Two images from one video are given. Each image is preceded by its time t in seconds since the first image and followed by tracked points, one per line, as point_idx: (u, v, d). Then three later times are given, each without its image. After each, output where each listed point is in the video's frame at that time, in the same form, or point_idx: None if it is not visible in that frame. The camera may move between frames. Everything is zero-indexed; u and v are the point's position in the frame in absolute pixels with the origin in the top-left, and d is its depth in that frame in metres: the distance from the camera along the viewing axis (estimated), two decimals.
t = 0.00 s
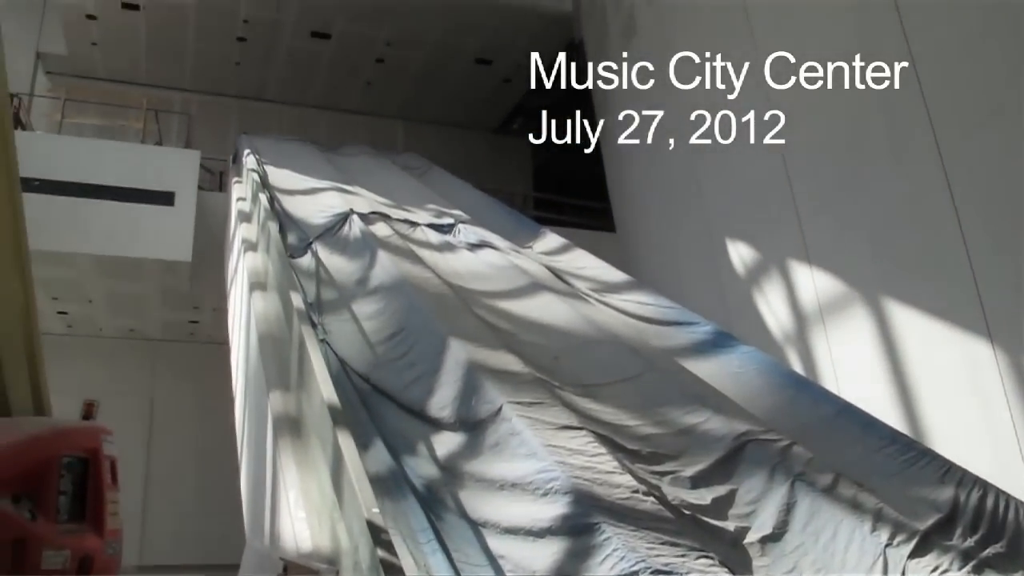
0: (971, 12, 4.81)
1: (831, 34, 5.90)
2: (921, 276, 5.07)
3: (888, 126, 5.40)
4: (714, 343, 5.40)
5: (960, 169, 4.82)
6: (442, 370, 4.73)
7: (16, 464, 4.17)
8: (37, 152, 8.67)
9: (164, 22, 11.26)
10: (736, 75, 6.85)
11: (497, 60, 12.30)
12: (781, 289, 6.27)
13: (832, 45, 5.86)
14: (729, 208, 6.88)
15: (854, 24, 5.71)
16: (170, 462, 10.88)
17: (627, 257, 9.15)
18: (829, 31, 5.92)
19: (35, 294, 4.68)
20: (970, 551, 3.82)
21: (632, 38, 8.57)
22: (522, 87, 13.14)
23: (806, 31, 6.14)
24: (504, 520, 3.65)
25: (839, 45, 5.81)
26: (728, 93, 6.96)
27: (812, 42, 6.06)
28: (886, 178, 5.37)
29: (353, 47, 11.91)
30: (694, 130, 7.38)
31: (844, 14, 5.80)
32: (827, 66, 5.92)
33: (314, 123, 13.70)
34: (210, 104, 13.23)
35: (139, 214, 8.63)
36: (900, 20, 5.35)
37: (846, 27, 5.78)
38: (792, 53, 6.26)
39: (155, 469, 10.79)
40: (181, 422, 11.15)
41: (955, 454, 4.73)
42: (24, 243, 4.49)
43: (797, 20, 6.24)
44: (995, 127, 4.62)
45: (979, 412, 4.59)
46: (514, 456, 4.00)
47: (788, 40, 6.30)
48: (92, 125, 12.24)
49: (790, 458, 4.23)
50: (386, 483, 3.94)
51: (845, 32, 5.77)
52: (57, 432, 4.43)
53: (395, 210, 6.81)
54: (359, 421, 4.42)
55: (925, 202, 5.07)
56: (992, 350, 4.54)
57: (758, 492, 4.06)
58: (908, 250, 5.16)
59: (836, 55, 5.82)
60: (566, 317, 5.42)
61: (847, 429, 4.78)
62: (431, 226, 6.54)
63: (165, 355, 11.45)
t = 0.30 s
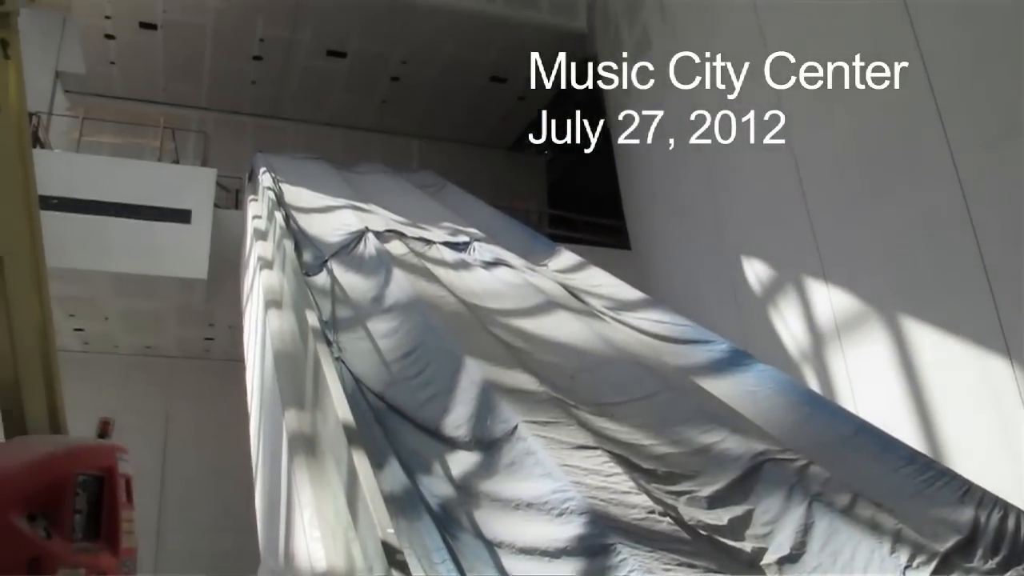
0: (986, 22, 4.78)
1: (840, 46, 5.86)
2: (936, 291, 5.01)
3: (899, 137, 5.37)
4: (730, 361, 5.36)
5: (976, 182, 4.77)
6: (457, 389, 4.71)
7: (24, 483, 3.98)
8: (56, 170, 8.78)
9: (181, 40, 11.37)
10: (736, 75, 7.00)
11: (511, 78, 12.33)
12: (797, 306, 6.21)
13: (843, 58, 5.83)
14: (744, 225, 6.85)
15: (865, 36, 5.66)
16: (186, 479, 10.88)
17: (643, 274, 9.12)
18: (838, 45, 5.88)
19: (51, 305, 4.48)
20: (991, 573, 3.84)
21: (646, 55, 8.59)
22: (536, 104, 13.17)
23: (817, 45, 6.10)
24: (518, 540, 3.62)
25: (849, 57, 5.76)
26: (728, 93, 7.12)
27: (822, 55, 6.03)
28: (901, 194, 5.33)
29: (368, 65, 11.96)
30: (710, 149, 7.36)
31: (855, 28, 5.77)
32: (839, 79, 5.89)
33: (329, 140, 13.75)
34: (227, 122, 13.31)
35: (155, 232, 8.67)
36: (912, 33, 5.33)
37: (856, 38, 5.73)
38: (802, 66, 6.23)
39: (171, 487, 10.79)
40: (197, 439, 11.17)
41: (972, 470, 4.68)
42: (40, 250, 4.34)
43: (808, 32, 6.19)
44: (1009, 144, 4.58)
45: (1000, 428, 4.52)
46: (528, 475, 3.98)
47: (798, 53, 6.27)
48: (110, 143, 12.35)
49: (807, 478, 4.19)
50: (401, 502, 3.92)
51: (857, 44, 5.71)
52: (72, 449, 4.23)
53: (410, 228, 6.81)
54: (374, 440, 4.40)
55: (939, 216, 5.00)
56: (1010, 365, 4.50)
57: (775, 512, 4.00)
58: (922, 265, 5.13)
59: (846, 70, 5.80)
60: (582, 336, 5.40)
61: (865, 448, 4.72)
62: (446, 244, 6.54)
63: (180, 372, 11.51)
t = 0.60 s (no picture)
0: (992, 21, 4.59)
1: (847, 55, 5.75)
2: (949, 305, 4.90)
3: (907, 143, 5.23)
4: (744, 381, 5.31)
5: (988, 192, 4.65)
6: (470, 409, 4.68)
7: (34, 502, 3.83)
8: (72, 188, 8.86)
9: (197, 61, 11.48)
10: (739, 87, 7.02)
11: (524, 96, 12.36)
12: (811, 325, 6.16)
13: (850, 68, 5.72)
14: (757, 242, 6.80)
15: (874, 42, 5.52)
16: (199, 498, 10.91)
17: (657, 293, 9.09)
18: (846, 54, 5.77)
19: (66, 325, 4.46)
20: None
21: (659, 74, 8.59)
22: (550, 123, 13.19)
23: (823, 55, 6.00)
24: (531, 563, 3.58)
25: (857, 66, 5.65)
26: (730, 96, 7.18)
27: (830, 65, 5.94)
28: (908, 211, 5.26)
29: (381, 85, 12.01)
30: (722, 166, 7.32)
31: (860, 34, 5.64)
32: (847, 88, 5.77)
33: (343, 158, 13.82)
34: (242, 141, 13.36)
35: (170, 251, 8.72)
36: (919, 32, 5.15)
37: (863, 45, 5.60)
38: (810, 77, 6.13)
39: (184, 506, 10.81)
40: (210, 457, 11.22)
41: (994, 493, 4.56)
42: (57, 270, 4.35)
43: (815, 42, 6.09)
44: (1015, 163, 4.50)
45: (1017, 448, 4.44)
46: (542, 496, 3.95)
47: (806, 65, 6.18)
48: (125, 162, 12.45)
49: (823, 499, 4.13)
50: (413, 523, 3.81)
51: (865, 53, 5.59)
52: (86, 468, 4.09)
53: (423, 247, 6.83)
54: (386, 459, 4.34)
55: (951, 229, 4.89)
56: None
57: (790, 534, 3.97)
58: (934, 281, 5.03)
59: (855, 77, 5.67)
60: (595, 356, 5.37)
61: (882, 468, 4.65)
62: (459, 262, 6.53)
63: (194, 390, 11.58)
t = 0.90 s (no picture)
0: (1005, 38, 4.51)
1: (857, 75, 5.71)
2: (963, 326, 4.81)
3: (919, 162, 5.18)
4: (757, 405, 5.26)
5: (1002, 212, 4.57)
6: (481, 432, 4.63)
7: (44, 524, 3.57)
8: (86, 210, 8.89)
9: (211, 84, 11.58)
10: (750, 108, 7.00)
11: (536, 119, 12.38)
12: (824, 348, 6.11)
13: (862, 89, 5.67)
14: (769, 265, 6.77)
15: (885, 62, 5.47)
16: (209, 518, 10.93)
17: (669, 315, 9.06)
18: (857, 74, 5.72)
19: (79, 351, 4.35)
20: None
21: (670, 96, 8.59)
22: (561, 145, 13.19)
23: (833, 76, 5.96)
24: None
25: (868, 88, 5.61)
26: (741, 117, 7.17)
27: (839, 86, 5.90)
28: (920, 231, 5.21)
29: (393, 107, 12.07)
30: (733, 188, 7.32)
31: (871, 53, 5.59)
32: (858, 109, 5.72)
33: (355, 180, 13.86)
34: (255, 164, 13.45)
35: (182, 273, 8.75)
36: (929, 50, 5.09)
37: (875, 65, 5.56)
38: (821, 97, 6.09)
39: (195, 527, 10.83)
40: (220, 478, 11.25)
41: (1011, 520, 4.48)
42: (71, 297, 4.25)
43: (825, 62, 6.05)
44: None
45: None
46: (554, 522, 3.89)
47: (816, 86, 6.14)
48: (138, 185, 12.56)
49: (838, 525, 4.08)
50: (425, 548, 3.80)
51: (877, 74, 5.55)
52: (94, 491, 3.76)
53: (435, 269, 6.84)
54: (398, 484, 4.31)
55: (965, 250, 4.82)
56: None
57: (806, 561, 3.91)
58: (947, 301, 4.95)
59: (867, 98, 5.62)
60: (607, 379, 5.32)
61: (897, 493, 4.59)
62: (471, 285, 6.53)
63: (206, 412, 11.62)
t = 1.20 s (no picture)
0: (1013, 57, 4.51)
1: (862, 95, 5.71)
2: (973, 345, 4.77)
3: (925, 181, 5.15)
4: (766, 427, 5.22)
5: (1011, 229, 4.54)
6: (489, 456, 4.57)
7: (48, 552, 3.89)
8: (93, 233, 8.92)
9: (219, 108, 11.65)
10: (756, 128, 6.99)
11: (541, 140, 12.39)
12: (833, 368, 6.08)
13: (868, 110, 5.66)
14: (776, 286, 6.75)
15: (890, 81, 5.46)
16: (215, 541, 10.91)
17: (676, 335, 9.04)
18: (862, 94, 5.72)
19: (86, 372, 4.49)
20: None
21: (676, 117, 8.61)
22: (567, 166, 13.20)
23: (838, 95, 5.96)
24: None
25: (874, 108, 5.59)
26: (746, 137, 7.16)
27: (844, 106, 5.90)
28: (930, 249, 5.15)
29: (399, 129, 12.12)
30: (739, 207, 7.31)
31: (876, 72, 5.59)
32: (864, 128, 5.71)
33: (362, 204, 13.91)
34: (261, 187, 13.49)
35: (189, 295, 8.77)
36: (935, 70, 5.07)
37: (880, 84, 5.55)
38: (827, 117, 6.07)
39: (201, 550, 10.80)
40: (226, 502, 11.24)
41: None
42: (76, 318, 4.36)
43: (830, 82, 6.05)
44: None
45: None
46: (561, 547, 3.81)
47: (822, 105, 6.13)
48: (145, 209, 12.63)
49: (848, 547, 3.94)
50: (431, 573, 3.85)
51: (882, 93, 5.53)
52: (98, 517, 4.15)
53: (442, 291, 6.84)
54: (406, 510, 4.31)
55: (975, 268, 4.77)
56: None
57: None
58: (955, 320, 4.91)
59: (873, 118, 5.60)
60: (615, 402, 5.28)
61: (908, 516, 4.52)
62: (477, 308, 6.53)
63: (213, 435, 11.63)
